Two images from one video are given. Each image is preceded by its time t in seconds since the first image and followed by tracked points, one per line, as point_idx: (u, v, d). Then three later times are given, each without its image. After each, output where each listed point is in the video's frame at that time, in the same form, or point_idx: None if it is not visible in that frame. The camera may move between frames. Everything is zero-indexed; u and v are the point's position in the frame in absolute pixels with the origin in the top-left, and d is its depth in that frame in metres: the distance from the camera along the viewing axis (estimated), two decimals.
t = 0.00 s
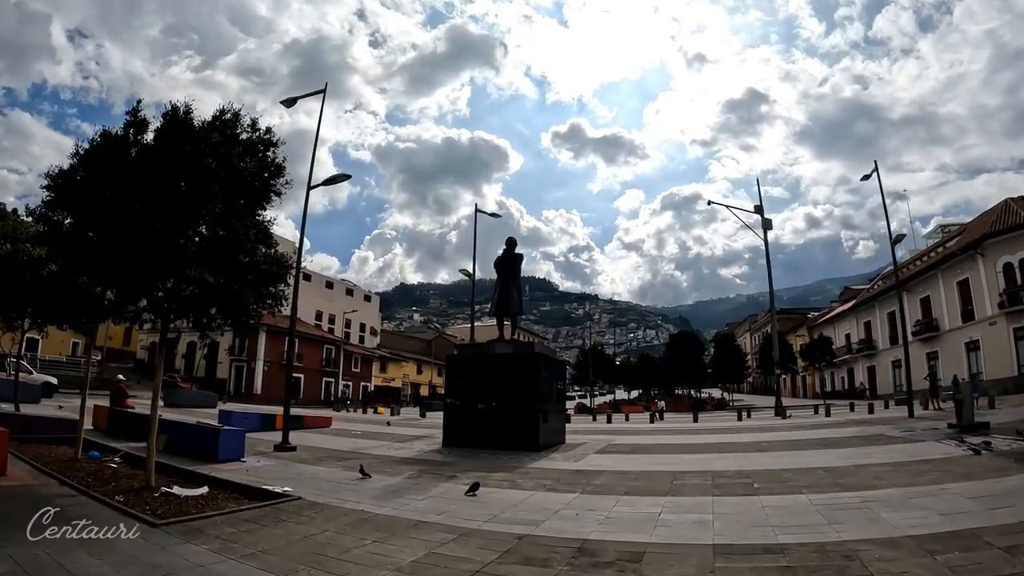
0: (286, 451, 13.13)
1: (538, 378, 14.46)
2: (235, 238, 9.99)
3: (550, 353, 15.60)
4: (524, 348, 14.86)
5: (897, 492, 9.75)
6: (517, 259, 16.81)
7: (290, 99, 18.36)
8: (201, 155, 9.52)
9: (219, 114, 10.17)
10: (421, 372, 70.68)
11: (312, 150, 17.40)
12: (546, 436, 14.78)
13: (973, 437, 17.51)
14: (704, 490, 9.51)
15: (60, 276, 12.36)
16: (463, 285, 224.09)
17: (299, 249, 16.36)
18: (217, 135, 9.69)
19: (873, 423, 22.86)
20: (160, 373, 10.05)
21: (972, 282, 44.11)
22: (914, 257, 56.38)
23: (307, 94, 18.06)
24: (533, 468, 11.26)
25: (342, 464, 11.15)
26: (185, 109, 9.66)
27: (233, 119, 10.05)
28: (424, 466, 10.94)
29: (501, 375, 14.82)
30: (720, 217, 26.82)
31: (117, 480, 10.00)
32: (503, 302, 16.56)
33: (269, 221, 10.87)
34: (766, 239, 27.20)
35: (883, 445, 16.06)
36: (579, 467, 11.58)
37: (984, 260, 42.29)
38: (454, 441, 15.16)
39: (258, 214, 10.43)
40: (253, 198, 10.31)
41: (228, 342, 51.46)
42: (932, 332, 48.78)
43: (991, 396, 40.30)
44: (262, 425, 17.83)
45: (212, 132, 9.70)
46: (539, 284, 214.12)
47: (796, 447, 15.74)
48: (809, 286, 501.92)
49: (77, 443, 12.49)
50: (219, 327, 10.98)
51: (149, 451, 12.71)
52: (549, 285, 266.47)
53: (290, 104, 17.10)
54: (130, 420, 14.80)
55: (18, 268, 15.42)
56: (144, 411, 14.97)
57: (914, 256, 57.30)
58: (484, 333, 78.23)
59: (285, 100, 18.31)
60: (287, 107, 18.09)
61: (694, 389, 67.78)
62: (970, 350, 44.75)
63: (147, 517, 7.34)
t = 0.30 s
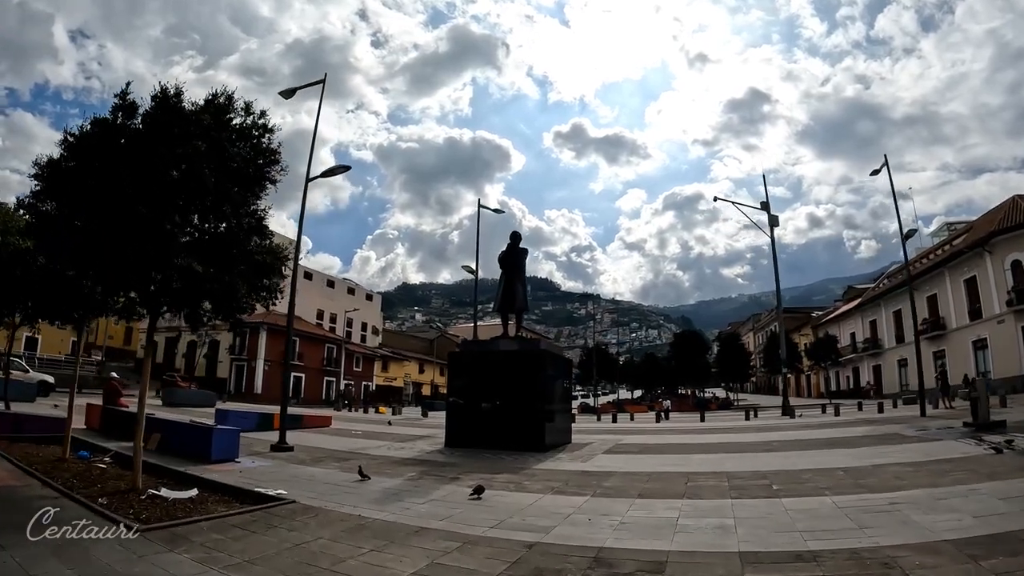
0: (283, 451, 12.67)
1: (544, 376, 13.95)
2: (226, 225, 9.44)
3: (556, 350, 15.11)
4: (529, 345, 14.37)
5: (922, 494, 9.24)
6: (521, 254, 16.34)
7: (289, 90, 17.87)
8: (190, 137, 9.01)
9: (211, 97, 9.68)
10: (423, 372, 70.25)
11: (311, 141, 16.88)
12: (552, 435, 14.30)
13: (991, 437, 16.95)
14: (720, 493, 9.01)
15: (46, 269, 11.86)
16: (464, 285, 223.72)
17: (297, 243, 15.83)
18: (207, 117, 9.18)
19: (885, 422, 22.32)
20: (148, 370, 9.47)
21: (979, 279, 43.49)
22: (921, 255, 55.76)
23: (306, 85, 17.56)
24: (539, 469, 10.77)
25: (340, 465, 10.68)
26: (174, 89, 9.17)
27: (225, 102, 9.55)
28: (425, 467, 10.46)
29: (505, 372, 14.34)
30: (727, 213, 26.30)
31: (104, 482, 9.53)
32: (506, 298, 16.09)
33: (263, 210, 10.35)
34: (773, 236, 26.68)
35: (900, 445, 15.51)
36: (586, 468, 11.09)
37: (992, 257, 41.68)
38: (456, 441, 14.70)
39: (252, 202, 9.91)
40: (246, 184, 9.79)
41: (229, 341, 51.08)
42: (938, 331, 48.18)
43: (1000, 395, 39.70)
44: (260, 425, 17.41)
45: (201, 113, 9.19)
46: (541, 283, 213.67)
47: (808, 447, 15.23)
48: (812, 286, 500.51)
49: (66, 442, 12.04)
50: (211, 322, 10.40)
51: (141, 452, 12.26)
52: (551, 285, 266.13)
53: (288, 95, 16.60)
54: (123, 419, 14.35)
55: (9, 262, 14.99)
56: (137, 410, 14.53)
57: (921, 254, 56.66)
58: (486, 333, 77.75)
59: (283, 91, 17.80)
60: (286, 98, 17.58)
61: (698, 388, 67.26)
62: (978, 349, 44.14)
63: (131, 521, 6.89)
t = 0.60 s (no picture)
0: (278, 455, 12.21)
1: (549, 377, 13.48)
2: (214, 218, 8.86)
3: (560, 351, 14.65)
4: (533, 344, 13.90)
5: (948, 500, 8.81)
6: (525, 251, 15.89)
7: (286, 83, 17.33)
8: (176, 125, 8.52)
9: (199, 84, 9.23)
10: (424, 372, 69.85)
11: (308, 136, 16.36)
12: (557, 438, 13.83)
13: (1008, 439, 16.46)
14: (736, 501, 8.54)
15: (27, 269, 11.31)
16: (465, 286, 223.20)
17: (294, 242, 15.31)
18: (195, 104, 8.70)
19: (897, 423, 21.82)
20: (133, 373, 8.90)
21: (986, 278, 42.97)
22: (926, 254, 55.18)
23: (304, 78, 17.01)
24: (544, 474, 10.32)
25: (337, 470, 10.24)
26: (160, 75, 8.71)
27: (215, 89, 9.08)
28: (426, 473, 10.00)
29: (508, 373, 13.88)
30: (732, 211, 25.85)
31: (88, 488, 9.08)
32: (509, 298, 15.61)
33: (256, 204, 9.83)
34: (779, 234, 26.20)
35: (916, 447, 15.05)
36: (593, 474, 10.63)
37: (999, 256, 41.13)
38: (458, 444, 14.26)
39: (243, 194, 9.39)
40: (237, 174, 9.27)
41: (228, 342, 50.65)
42: (944, 331, 47.66)
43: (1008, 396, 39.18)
44: (256, 427, 16.96)
45: (189, 100, 8.71)
46: (542, 284, 213.11)
47: (821, 449, 14.77)
48: (813, 286, 499.06)
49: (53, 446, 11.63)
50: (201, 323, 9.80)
51: (131, 457, 11.85)
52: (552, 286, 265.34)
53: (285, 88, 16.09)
54: (113, 422, 13.94)
55: None
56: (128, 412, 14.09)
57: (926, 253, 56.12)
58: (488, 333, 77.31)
59: (280, 85, 17.30)
60: (283, 91, 17.07)
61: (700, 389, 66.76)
62: (984, 348, 43.62)
63: (110, 533, 6.49)
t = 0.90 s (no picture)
0: (274, 456, 11.74)
1: (553, 375, 13.01)
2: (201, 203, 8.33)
3: (565, 348, 14.18)
4: (537, 341, 13.44)
5: (976, 502, 8.34)
6: (528, 246, 15.42)
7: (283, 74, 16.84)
8: (162, 104, 8.01)
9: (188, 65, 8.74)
10: (425, 372, 69.40)
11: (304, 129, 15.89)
12: (562, 439, 13.36)
13: None
14: (756, 505, 8.08)
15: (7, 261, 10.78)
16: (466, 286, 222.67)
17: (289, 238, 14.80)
18: (182, 84, 8.18)
19: (908, 423, 21.31)
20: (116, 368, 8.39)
21: (992, 277, 42.46)
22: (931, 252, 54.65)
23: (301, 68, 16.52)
24: (550, 476, 9.86)
25: (333, 472, 9.76)
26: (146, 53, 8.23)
27: (204, 68, 8.55)
28: (426, 474, 9.53)
29: (511, 371, 13.43)
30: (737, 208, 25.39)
31: (70, 491, 8.62)
32: (512, 294, 15.15)
33: (247, 191, 9.30)
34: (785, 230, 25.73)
35: (932, 447, 14.56)
36: (600, 475, 10.18)
37: (1005, 254, 40.61)
38: (460, 445, 13.80)
39: (233, 180, 8.87)
40: (226, 158, 8.75)
41: (227, 341, 50.23)
42: (950, 330, 47.16)
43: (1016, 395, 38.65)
44: (252, 427, 16.48)
45: (176, 79, 8.18)
46: (543, 285, 212.62)
47: (835, 450, 14.30)
48: (815, 286, 498.11)
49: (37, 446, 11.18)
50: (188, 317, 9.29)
51: (118, 458, 11.41)
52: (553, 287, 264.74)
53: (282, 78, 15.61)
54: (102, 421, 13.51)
55: None
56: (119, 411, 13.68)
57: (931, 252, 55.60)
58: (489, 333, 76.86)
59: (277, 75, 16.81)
60: (279, 82, 16.59)
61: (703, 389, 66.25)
62: (990, 347, 43.09)
63: (83, 540, 6.07)
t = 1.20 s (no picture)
0: (268, 460, 11.29)
1: (559, 376, 12.56)
2: (187, 195, 7.83)
3: (571, 349, 13.71)
4: (541, 342, 12.98)
5: (1007, 511, 7.91)
6: (531, 243, 14.97)
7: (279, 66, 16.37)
8: (149, 90, 7.56)
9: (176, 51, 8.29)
10: (425, 373, 68.93)
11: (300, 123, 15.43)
12: (567, 443, 12.89)
13: None
14: (776, 515, 7.67)
15: None
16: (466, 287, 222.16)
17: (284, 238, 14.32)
18: (168, 67, 7.71)
19: (920, 425, 20.79)
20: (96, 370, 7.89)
21: (998, 277, 41.95)
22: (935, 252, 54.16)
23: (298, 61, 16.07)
24: (556, 483, 9.41)
25: (328, 479, 9.32)
26: (130, 36, 7.78)
27: (192, 53, 8.09)
28: (426, 481, 9.09)
29: (514, 372, 12.98)
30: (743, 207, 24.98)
31: (49, 499, 8.14)
32: (515, 293, 14.70)
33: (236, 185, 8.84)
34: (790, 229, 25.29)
35: (948, 451, 14.09)
36: (609, 482, 9.72)
37: (1011, 254, 40.10)
38: (461, 449, 13.34)
39: (221, 171, 8.38)
40: (214, 148, 8.27)
41: (226, 342, 49.82)
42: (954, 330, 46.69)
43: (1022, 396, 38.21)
44: (248, 430, 16.02)
45: (160, 62, 7.71)
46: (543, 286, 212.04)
47: (849, 454, 13.84)
48: (815, 287, 497.66)
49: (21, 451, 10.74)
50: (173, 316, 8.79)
51: (107, 463, 10.97)
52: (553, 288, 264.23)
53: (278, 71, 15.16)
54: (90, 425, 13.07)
55: None
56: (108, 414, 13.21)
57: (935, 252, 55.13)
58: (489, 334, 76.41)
59: (274, 69, 16.34)
60: (275, 75, 16.14)
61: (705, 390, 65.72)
62: (995, 348, 42.60)
63: (54, 555, 5.64)
